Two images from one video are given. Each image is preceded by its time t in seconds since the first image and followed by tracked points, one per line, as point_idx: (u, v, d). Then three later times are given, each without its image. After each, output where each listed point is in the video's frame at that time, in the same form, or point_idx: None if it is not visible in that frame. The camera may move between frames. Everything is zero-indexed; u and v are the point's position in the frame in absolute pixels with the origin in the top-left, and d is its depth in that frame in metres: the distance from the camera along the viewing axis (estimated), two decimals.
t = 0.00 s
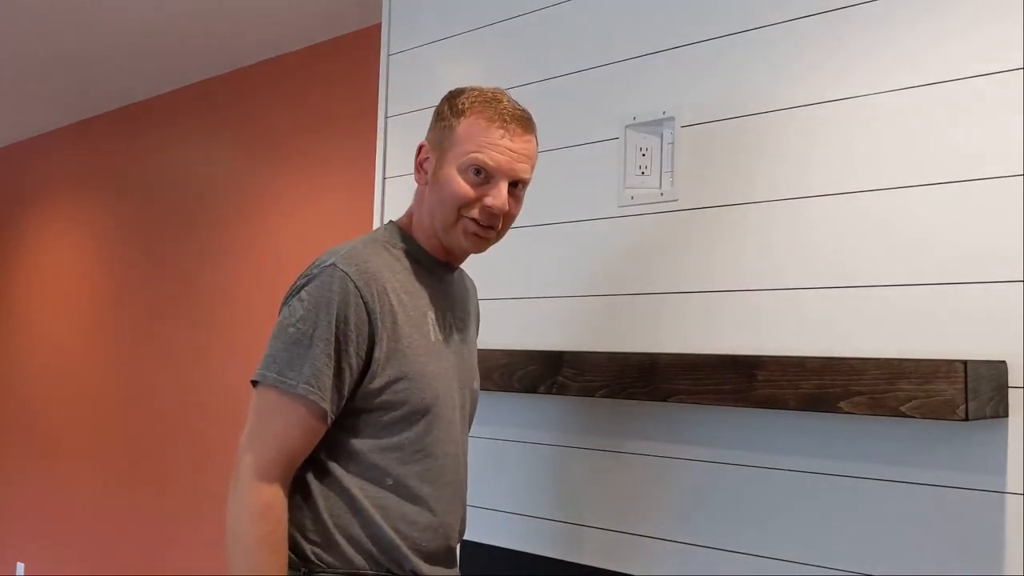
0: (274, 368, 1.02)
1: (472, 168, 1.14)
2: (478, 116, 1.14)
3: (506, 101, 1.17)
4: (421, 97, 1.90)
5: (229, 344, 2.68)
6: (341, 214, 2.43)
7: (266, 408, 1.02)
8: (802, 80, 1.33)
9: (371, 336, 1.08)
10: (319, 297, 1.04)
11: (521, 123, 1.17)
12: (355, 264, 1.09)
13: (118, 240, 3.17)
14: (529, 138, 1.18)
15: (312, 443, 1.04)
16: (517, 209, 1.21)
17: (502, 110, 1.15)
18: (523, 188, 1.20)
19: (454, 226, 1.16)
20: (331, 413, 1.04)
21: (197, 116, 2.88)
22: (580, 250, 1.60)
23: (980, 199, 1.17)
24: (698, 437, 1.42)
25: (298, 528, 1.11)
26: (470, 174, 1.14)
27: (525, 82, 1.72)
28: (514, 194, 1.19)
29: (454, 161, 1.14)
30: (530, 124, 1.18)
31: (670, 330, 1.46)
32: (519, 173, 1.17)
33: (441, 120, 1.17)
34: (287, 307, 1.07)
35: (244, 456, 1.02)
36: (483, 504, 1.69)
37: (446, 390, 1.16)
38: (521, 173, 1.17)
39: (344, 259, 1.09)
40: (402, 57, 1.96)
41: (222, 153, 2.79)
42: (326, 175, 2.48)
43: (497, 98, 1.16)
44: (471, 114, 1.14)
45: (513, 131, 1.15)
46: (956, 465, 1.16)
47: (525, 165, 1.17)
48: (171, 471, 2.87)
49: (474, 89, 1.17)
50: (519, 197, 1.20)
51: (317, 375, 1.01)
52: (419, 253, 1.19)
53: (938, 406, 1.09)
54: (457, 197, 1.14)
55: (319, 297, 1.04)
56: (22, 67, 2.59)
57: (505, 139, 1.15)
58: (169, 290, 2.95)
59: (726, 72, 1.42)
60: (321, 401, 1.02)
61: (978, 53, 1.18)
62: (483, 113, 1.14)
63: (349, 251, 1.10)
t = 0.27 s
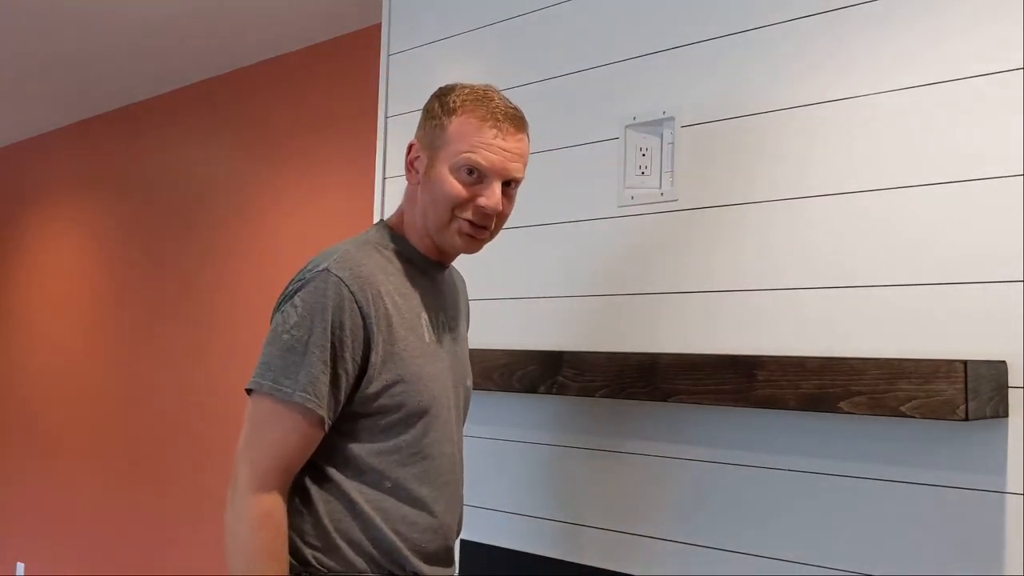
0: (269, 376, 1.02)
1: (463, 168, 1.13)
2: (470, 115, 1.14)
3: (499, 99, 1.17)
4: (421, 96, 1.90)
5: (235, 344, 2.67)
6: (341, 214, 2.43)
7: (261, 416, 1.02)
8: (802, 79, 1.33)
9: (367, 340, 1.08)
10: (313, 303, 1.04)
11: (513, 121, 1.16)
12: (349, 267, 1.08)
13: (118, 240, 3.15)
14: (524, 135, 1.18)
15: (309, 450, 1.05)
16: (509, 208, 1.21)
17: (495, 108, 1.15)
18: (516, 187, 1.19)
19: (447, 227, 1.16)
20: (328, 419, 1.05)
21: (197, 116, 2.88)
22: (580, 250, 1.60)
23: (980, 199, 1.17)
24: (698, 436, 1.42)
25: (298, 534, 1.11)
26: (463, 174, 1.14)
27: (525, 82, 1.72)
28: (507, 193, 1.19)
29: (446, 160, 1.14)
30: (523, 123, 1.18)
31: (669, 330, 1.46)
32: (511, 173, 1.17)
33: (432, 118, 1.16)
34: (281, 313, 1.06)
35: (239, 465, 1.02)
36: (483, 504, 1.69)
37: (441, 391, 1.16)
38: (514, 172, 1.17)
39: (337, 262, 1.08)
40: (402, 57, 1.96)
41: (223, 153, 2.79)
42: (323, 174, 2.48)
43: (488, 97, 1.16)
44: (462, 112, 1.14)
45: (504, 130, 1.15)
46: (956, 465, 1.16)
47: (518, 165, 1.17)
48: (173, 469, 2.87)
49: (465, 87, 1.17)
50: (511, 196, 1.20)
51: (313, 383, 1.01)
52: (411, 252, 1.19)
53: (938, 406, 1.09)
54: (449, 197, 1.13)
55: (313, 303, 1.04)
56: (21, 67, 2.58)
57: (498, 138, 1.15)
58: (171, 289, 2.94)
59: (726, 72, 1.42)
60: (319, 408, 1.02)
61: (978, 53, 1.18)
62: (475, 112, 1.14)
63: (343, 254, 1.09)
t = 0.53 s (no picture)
0: (264, 398, 1.01)
1: (511, 182, 1.18)
2: (514, 130, 1.19)
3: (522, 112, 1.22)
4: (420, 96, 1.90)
5: (235, 344, 2.67)
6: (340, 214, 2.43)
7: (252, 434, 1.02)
8: (802, 79, 1.33)
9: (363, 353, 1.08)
10: (308, 320, 1.03)
11: (535, 135, 1.23)
12: (343, 280, 1.08)
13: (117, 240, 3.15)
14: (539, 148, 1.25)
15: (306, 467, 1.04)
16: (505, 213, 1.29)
17: (526, 124, 1.21)
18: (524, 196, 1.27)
19: (488, 236, 1.20)
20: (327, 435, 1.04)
21: (197, 116, 2.88)
22: (580, 250, 1.60)
23: (980, 199, 1.17)
24: (698, 437, 1.42)
25: (299, 542, 1.12)
26: (509, 187, 1.19)
27: (524, 82, 1.72)
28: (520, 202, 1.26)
29: (495, 173, 1.17)
30: (539, 137, 1.25)
31: (669, 331, 1.46)
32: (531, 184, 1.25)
33: (469, 128, 1.17)
34: (275, 330, 1.05)
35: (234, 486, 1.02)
36: (483, 504, 1.69)
37: (435, 396, 1.16)
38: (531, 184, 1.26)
39: (330, 276, 1.08)
40: (401, 57, 1.96)
41: (223, 153, 2.79)
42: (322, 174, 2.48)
43: (514, 109, 1.21)
44: (506, 127, 1.18)
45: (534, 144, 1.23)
46: (956, 465, 1.16)
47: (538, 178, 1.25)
48: (173, 469, 2.87)
49: (489, 97, 1.20)
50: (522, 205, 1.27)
51: (310, 403, 1.01)
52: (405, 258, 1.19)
53: (938, 406, 1.09)
54: (501, 211, 1.18)
55: (308, 320, 1.03)
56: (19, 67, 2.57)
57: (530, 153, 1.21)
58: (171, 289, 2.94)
59: (726, 71, 1.42)
60: (316, 428, 1.02)
61: (978, 53, 1.18)
62: (519, 128, 1.19)
63: (336, 267, 1.09)
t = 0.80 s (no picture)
0: (265, 410, 1.01)
1: (499, 173, 1.20)
2: (502, 121, 1.21)
3: (508, 103, 1.24)
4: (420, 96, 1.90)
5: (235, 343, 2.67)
6: (340, 214, 2.43)
7: (251, 447, 1.02)
8: (802, 79, 1.33)
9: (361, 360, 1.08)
10: (306, 330, 1.03)
11: (520, 125, 1.25)
12: (338, 286, 1.07)
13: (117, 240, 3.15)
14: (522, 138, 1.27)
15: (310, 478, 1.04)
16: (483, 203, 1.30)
17: (513, 115, 1.23)
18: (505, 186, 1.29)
19: (476, 227, 1.21)
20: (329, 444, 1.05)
21: (197, 116, 2.88)
22: (580, 250, 1.60)
23: (980, 199, 1.17)
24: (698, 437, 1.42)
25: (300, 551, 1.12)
26: (498, 178, 1.20)
27: (524, 82, 1.72)
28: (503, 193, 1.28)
29: (484, 164, 1.18)
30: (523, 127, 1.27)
31: (669, 331, 1.46)
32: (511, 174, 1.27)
33: (460, 118, 1.17)
34: (271, 340, 1.05)
35: (236, 501, 1.02)
36: (483, 504, 1.69)
37: (430, 397, 1.17)
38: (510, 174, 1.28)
39: (325, 283, 1.07)
40: (401, 57, 1.96)
41: (223, 153, 2.79)
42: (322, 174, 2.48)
43: (499, 99, 1.23)
44: (495, 117, 1.20)
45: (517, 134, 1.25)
46: (956, 465, 1.16)
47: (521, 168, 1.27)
48: (173, 469, 2.86)
49: (477, 88, 1.20)
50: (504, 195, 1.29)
51: (314, 414, 1.01)
52: (390, 254, 1.19)
53: (938, 406, 1.09)
54: (491, 202, 1.19)
55: (307, 330, 1.03)
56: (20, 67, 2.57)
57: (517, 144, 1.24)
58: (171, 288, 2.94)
59: (726, 71, 1.42)
60: (320, 439, 1.02)
61: (977, 53, 1.18)
62: (507, 119, 1.21)
63: (331, 273, 1.08)
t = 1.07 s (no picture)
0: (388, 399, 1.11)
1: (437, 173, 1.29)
2: (427, 126, 1.29)
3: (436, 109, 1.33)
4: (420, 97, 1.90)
5: (234, 343, 2.66)
6: (339, 215, 2.42)
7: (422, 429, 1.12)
8: (803, 79, 1.33)
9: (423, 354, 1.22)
10: (398, 327, 1.15)
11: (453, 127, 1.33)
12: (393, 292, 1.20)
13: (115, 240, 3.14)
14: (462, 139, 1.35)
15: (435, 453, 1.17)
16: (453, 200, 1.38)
17: (443, 118, 1.31)
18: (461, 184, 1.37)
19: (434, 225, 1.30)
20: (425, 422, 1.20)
21: (197, 117, 2.88)
22: (580, 251, 1.59)
23: (981, 199, 1.16)
24: (698, 437, 1.41)
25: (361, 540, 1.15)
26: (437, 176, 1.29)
27: (524, 82, 1.72)
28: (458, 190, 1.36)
29: (416, 170, 1.27)
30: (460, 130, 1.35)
31: (670, 331, 1.46)
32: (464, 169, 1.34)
33: (386, 132, 1.28)
34: (367, 339, 1.14)
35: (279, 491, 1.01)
36: (483, 505, 1.69)
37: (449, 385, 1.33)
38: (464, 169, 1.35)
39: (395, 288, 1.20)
40: (402, 58, 1.95)
41: (223, 153, 2.78)
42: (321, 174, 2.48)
43: (422, 106, 1.31)
44: (421, 124, 1.29)
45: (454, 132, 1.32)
46: (958, 465, 1.16)
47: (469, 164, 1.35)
48: (172, 470, 2.86)
49: (405, 102, 1.30)
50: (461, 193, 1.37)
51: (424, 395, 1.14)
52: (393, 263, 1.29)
53: (942, 407, 1.08)
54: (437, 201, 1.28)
55: (399, 327, 1.15)
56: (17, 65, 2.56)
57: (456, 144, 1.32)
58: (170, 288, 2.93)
59: (726, 71, 1.41)
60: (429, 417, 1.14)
61: (978, 53, 1.17)
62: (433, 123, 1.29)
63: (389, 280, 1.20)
